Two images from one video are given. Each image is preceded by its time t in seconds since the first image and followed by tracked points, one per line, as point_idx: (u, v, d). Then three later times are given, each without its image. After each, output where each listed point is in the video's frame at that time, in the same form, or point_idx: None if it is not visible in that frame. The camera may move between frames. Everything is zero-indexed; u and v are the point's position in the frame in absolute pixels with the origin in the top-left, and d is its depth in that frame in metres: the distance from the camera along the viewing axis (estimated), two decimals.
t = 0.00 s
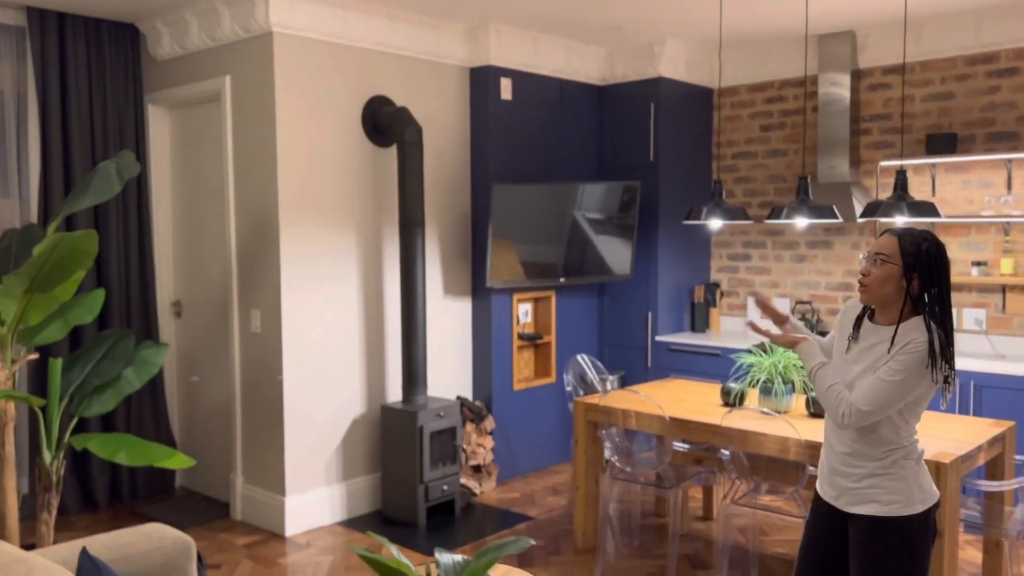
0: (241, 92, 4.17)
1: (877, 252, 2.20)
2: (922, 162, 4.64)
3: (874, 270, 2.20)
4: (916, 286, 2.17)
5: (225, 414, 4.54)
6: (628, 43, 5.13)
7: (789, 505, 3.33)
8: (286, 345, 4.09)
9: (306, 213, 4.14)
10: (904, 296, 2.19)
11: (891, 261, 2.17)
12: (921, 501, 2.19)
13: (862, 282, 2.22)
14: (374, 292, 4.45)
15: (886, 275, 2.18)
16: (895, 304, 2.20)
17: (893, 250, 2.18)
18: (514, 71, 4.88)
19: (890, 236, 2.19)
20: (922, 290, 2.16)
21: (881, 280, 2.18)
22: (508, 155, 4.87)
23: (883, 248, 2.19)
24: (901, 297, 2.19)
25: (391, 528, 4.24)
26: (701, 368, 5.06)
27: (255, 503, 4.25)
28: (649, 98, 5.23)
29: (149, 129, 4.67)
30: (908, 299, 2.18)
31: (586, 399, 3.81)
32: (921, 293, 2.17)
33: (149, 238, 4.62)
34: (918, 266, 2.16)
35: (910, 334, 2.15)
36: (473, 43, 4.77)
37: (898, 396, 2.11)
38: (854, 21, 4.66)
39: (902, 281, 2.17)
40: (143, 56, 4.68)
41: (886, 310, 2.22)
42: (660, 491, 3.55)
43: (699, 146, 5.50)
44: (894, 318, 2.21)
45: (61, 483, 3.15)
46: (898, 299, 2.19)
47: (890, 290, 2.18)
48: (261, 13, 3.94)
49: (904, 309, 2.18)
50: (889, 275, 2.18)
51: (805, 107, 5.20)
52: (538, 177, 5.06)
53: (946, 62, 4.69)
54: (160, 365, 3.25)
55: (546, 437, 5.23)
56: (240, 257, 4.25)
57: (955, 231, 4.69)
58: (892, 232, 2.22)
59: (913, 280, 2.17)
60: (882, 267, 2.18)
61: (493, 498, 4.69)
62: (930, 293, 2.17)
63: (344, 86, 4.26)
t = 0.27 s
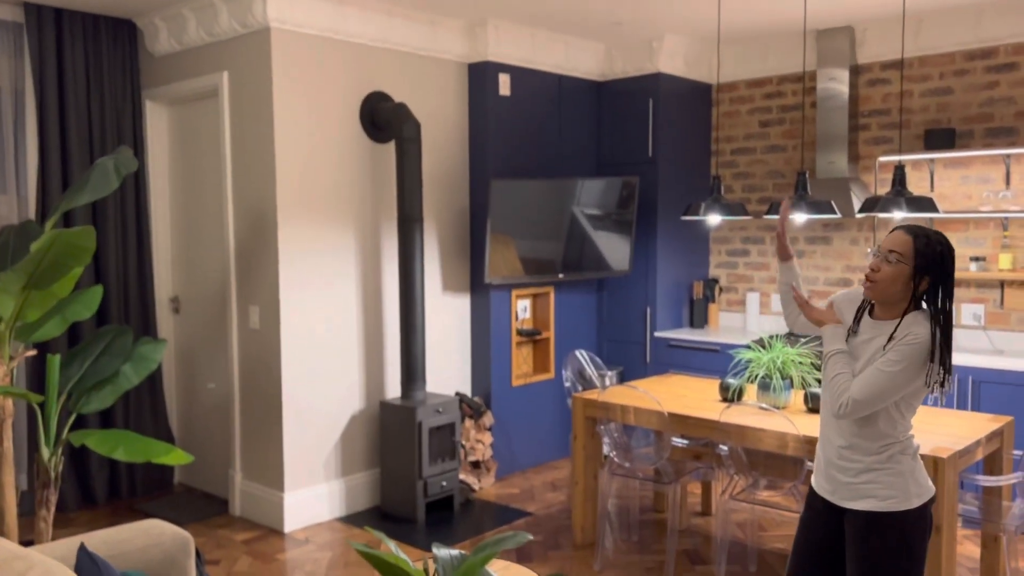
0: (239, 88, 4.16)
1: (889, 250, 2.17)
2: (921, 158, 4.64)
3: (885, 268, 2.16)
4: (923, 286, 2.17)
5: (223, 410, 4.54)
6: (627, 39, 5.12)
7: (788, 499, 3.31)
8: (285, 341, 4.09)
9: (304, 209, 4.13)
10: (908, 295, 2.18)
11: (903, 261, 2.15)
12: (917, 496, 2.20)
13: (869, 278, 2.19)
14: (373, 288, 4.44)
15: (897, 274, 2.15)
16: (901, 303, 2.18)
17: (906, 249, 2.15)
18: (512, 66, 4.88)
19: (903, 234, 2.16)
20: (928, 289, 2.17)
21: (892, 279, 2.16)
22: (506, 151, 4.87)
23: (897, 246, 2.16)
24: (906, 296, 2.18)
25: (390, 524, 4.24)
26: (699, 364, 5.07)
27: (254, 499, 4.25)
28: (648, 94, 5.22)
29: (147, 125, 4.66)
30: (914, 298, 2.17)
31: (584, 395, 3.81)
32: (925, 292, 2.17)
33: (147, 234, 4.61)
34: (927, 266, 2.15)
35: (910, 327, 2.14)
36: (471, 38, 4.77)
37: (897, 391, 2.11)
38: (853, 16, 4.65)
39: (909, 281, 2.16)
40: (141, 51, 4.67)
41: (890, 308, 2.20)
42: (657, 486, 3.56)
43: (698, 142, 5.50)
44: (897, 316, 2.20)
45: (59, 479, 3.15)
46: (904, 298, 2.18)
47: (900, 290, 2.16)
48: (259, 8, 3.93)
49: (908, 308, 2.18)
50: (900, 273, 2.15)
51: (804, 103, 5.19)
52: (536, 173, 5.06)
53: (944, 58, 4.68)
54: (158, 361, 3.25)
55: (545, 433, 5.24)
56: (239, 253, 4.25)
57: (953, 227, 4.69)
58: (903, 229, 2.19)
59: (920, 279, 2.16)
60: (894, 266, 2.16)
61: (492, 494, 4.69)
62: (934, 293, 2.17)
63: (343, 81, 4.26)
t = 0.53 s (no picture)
0: (237, 86, 4.16)
1: (904, 255, 2.15)
2: (920, 154, 4.63)
3: (899, 273, 2.15)
4: (932, 289, 2.17)
5: (222, 408, 4.54)
6: (626, 35, 5.11)
7: (788, 496, 3.30)
8: (284, 339, 4.08)
9: (303, 207, 4.12)
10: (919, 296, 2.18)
11: (918, 266, 2.14)
12: (919, 494, 2.20)
13: (883, 280, 2.17)
14: (372, 286, 4.44)
15: (912, 280, 2.14)
16: (911, 306, 2.18)
17: (921, 254, 2.13)
18: (511, 63, 4.87)
19: (917, 238, 2.14)
20: (936, 292, 2.17)
21: (906, 284, 2.14)
22: (506, 148, 4.86)
23: (912, 252, 2.14)
24: (917, 297, 2.17)
25: (390, 521, 4.24)
26: (699, 361, 5.06)
27: (254, 497, 4.25)
28: (647, 91, 5.22)
29: (145, 122, 4.66)
30: (923, 300, 2.18)
31: (584, 392, 3.82)
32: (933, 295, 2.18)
33: (146, 232, 4.61)
34: (938, 270, 2.15)
35: (917, 324, 2.14)
36: (470, 36, 4.76)
37: (905, 389, 2.10)
38: (853, 12, 4.64)
39: (922, 283, 2.15)
40: (140, 49, 4.66)
41: (899, 310, 2.20)
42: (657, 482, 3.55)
43: (697, 139, 5.49)
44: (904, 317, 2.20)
45: (58, 478, 3.15)
46: (915, 302, 2.18)
47: (912, 294, 2.16)
48: (257, 6, 3.92)
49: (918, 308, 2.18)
50: (915, 279, 2.14)
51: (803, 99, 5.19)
52: (535, 170, 5.05)
53: (944, 54, 4.68)
54: (157, 359, 3.26)
55: (545, 430, 5.23)
56: (238, 250, 4.24)
57: (953, 223, 4.69)
58: (914, 230, 2.17)
59: (931, 281, 2.16)
60: (909, 272, 2.14)
61: (492, 491, 4.69)
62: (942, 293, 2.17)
63: (341, 79, 4.25)
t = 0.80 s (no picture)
0: (235, 85, 4.15)
1: (899, 250, 2.15)
2: (919, 151, 4.64)
3: (895, 269, 2.15)
4: (930, 283, 2.17)
5: (221, 407, 4.54)
6: (624, 33, 5.11)
7: (787, 494, 3.31)
8: (283, 337, 4.08)
9: (302, 205, 4.12)
10: (916, 291, 2.18)
11: (914, 261, 2.14)
12: (924, 492, 2.19)
13: (878, 277, 2.18)
14: (371, 284, 4.44)
15: (908, 275, 2.15)
16: (909, 301, 2.19)
17: (916, 249, 2.14)
18: (509, 61, 4.86)
19: (912, 233, 2.14)
20: (934, 285, 2.18)
21: (902, 279, 2.15)
22: (504, 146, 4.86)
23: (908, 247, 2.14)
24: (914, 292, 2.18)
25: (389, 519, 4.25)
26: (698, 359, 5.06)
27: (253, 496, 4.25)
28: (645, 89, 5.22)
29: (143, 122, 4.65)
30: (921, 294, 2.18)
31: (583, 390, 3.82)
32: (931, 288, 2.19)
33: (145, 230, 4.61)
34: (935, 264, 2.15)
35: (918, 321, 2.13)
36: (468, 34, 4.76)
37: (907, 387, 2.09)
38: (851, 10, 4.64)
39: (919, 278, 2.15)
40: (138, 48, 4.66)
41: (898, 305, 2.21)
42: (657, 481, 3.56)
43: (696, 136, 5.49)
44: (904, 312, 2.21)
45: (57, 477, 3.15)
46: (913, 296, 2.18)
47: (909, 289, 2.16)
48: (254, 4, 3.92)
49: (916, 303, 2.18)
50: (911, 274, 2.15)
51: (802, 96, 5.18)
52: (534, 168, 5.05)
53: (942, 51, 4.68)
54: (156, 357, 3.25)
55: (545, 429, 5.24)
56: (236, 249, 4.24)
57: (951, 220, 4.69)
58: (909, 225, 2.17)
59: (928, 276, 2.16)
60: (905, 267, 2.15)
61: (492, 489, 4.69)
62: (939, 287, 2.18)
63: (339, 77, 4.24)
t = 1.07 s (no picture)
0: (233, 84, 4.15)
1: (897, 244, 2.15)
2: (916, 149, 4.64)
3: (894, 263, 2.15)
4: (929, 278, 2.17)
5: (219, 406, 4.54)
6: (622, 31, 5.11)
7: (785, 492, 3.31)
8: (281, 337, 4.08)
9: (300, 204, 4.12)
10: (915, 287, 2.18)
11: (913, 255, 2.14)
12: (926, 488, 2.20)
13: (877, 272, 2.18)
14: (369, 283, 4.44)
15: (906, 269, 2.15)
16: (909, 297, 2.18)
17: (915, 244, 2.14)
18: (507, 59, 4.86)
19: (910, 228, 2.15)
20: (934, 281, 2.17)
21: (901, 274, 2.15)
22: (502, 144, 4.86)
23: (907, 241, 2.14)
24: (914, 288, 2.17)
25: (388, 518, 4.25)
26: (697, 357, 5.06)
27: (252, 495, 4.24)
28: (643, 87, 5.21)
29: (141, 121, 4.65)
30: (921, 291, 2.18)
31: (581, 388, 3.81)
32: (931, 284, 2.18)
33: (142, 230, 4.60)
34: (934, 259, 2.15)
35: (918, 317, 2.14)
36: (465, 32, 4.75)
37: (909, 384, 2.10)
38: (849, 7, 4.64)
39: (917, 274, 2.15)
40: (135, 47, 4.65)
41: (897, 301, 2.20)
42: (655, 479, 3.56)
43: (694, 134, 5.49)
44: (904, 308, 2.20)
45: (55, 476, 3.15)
46: (912, 292, 2.18)
47: (908, 284, 2.16)
48: (251, 3, 3.91)
49: (916, 300, 2.18)
50: (910, 268, 2.15)
51: (800, 94, 5.18)
52: (532, 166, 5.04)
53: (940, 48, 4.68)
54: (154, 357, 3.24)
55: (543, 427, 5.24)
56: (234, 248, 4.24)
57: (949, 218, 4.69)
58: (907, 220, 2.18)
59: (927, 271, 2.16)
60: (904, 262, 2.15)
61: (490, 488, 4.69)
62: (939, 283, 2.17)
63: (337, 75, 4.24)
